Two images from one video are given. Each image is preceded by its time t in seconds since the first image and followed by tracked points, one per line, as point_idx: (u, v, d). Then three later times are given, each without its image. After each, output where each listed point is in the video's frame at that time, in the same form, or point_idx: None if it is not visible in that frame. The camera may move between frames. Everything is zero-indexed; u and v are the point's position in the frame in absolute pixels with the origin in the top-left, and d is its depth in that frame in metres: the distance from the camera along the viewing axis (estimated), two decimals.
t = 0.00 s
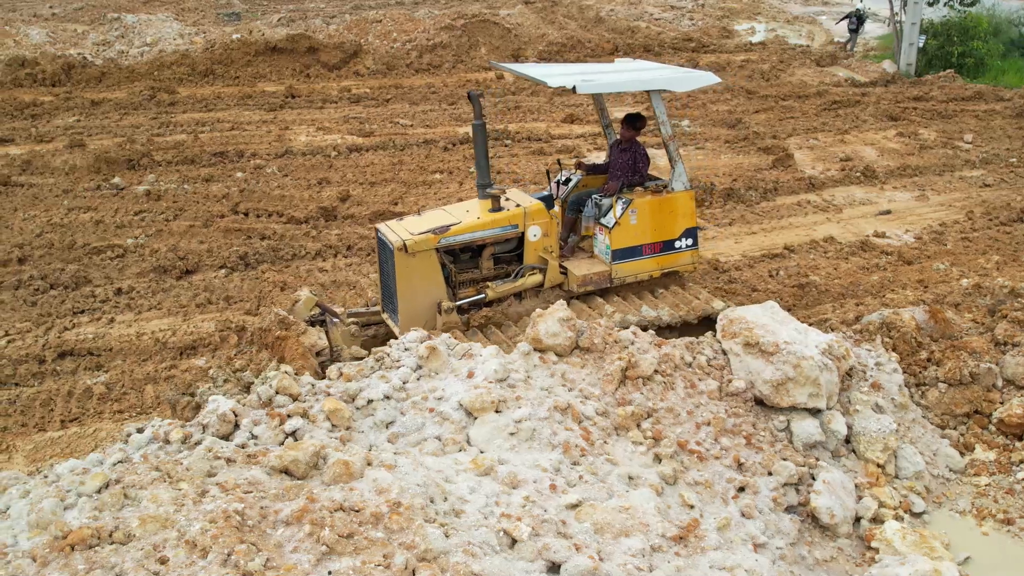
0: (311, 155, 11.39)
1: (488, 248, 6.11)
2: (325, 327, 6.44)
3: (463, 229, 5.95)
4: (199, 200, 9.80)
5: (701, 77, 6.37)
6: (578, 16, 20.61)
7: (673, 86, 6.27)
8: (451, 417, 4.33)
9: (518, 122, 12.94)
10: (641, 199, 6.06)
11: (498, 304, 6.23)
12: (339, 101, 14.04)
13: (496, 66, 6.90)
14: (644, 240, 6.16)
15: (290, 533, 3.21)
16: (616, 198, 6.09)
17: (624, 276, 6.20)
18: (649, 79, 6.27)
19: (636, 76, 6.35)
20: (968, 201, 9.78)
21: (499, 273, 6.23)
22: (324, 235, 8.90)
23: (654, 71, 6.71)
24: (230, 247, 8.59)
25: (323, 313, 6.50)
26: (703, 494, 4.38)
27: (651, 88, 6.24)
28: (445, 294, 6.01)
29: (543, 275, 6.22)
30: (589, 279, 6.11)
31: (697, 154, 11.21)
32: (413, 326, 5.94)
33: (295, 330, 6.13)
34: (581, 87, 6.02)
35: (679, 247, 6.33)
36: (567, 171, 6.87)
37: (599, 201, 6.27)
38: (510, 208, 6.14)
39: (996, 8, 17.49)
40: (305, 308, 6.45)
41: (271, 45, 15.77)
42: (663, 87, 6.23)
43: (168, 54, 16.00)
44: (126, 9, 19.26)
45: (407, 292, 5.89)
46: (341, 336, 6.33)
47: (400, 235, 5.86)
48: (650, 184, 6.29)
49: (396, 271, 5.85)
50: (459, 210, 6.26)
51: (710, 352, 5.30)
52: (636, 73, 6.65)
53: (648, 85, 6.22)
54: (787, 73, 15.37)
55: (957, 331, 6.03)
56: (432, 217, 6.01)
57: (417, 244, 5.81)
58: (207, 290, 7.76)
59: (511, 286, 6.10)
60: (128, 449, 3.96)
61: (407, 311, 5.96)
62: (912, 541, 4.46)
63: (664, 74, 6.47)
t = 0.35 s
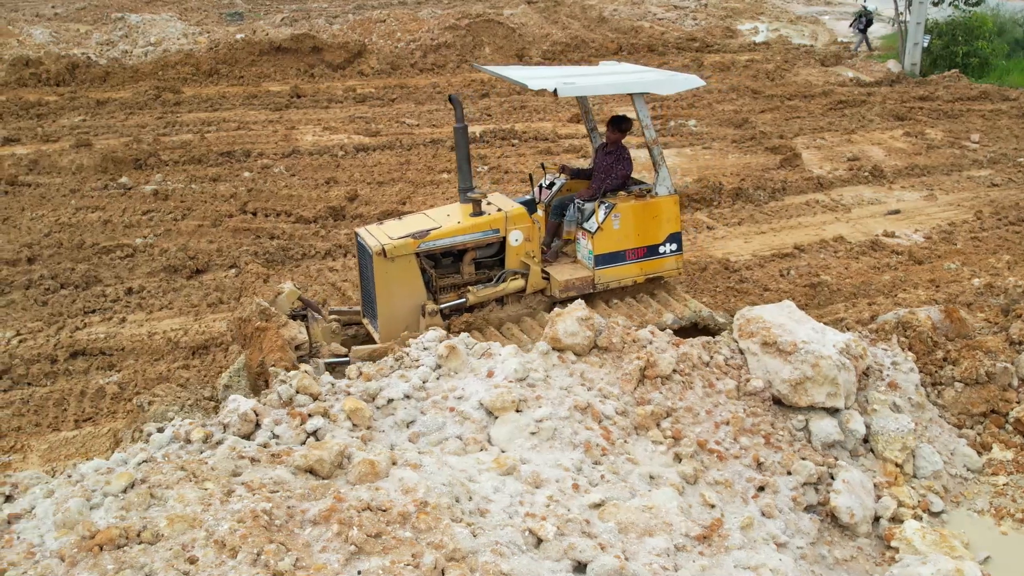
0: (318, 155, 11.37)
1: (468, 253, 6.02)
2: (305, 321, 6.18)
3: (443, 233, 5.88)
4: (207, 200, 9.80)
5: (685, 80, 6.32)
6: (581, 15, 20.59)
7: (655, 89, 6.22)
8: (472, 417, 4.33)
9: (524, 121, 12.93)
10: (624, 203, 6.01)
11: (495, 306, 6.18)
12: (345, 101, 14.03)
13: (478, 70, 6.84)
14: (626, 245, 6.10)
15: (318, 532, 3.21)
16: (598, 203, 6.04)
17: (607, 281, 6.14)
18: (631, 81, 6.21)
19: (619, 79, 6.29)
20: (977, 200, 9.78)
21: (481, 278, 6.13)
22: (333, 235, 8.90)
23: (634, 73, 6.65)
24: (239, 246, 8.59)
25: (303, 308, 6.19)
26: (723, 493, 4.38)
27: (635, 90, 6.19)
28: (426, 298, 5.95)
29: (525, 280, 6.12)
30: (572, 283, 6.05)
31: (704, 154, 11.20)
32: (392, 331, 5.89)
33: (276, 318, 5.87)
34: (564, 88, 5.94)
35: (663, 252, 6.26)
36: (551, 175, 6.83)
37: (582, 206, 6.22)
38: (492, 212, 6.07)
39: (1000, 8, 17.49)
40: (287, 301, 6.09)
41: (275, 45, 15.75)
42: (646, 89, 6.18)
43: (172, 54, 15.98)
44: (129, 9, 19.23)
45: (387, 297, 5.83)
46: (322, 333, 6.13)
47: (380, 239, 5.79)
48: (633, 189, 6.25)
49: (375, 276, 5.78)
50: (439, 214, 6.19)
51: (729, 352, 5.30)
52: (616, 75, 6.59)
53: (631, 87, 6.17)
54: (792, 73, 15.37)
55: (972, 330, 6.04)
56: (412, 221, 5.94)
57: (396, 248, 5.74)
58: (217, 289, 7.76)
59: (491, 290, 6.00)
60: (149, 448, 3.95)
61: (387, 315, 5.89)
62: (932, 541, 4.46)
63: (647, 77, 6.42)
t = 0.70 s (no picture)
0: (332, 154, 11.38)
1: (464, 257, 5.98)
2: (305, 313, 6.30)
3: (439, 236, 5.83)
4: (222, 199, 9.82)
5: (683, 80, 6.22)
6: (592, 15, 20.55)
7: (652, 91, 6.12)
8: (499, 416, 4.32)
9: (537, 121, 12.92)
10: (620, 206, 5.89)
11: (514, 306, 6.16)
12: (358, 100, 14.03)
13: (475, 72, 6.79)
14: (623, 249, 5.97)
15: (353, 531, 3.21)
16: (595, 206, 5.92)
17: (604, 285, 6.02)
18: (627, 83, 6.12)
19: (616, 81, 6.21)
20: (994, 201, 9.74)
21: (477, 281, 6.08)
22: (349, 234, 8.92)
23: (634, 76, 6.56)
24: (255, 245, 8.60)
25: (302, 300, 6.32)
26: (750, 494, 4.36)
27: (631, 93, 6.10)
28: (422, 302, 5.92)
29: (522, 284, 6.05)
30: (568, 288, 5.89)
31: (719, 154, 11.17)
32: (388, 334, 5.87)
33: (273, 308, 5.96)
34: (558, 92, 5.87)
35: (661, 256, 6.14)
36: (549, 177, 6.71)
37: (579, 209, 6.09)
38: (488, 216, 6.01)
39: (1014, 8, 17.42)
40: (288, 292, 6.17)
41: (287, 44, 15.75)
42: (643, 91, 6.09)
43: (185, 53, 15.99)
44: (141, 9, 19.25)
45: (382, 300, 5.80)
46: (318, 326, 6.20)
47: (375, 242, 5.76)
48: (631, 193, 6.13)
49: (370, 279, 5.75)
50: (436, 216, 6.14)
51: (754, 352, 5.30)
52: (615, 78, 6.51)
53: (628, 89, 6.08)
54: (805, 73, 15.33)
55: (995, 331, 6.02)
56: (408, 224, 5.91)
57: (391, 252, 5.70)
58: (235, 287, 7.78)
59: (488, 294, 5.96)
60: (176, 445, 3.94)
61: (382, 318, 5.87)
62: (960, 542, 4.42)
63: (645, 78, 6.33)
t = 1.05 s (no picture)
0: (354, 153, 11.41)
1: (486, 257, 5.93)
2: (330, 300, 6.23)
3: (462, 237, 5.80)
4: (246, 197, 9.88)
5: (706, 81, 6.16)
6: (611, 15, 20.51)
7: (677, 91, 6.06)
8: (533, 416, 4.33)
9: (558, 121, 12.91)
10: (643, 207, 5.83)
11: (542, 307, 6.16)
12: (378, 100, 14.07)
13: (496, 72, 6.76)
14: (646, 250, 5.91)
15: (394, 529, 3.22)
16: (618, 207, 5.87)
17: (626, 287, 5.96)
18: (651, 84, 6.07)
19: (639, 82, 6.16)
20: (1021, 203, 9.67)
21: (499, 282, 6.05)
22: (372, 233, 8.96)
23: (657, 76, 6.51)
24: (279, 243, 8.64)
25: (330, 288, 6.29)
26: (783, 496, 4.34)
27: (654, 94, 6.05)
28: (444, 302, 5.88)
29: (544, 285, 6.01)
30: (590, 289, 5.84)
31: (740, 154, 11.13)
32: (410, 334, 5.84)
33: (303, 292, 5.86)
34: (582, 92, 5.81)
35: (684, 258, 6.07)
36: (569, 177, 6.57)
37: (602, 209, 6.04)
38: (510, 216, 5.96)
39: None
40: (316, 279, 6.10)
41: (308, 44, 15.82)
42: (666, 92, 6.03)
43: (206, 52, 16.06)
44: (161, 8, 19.36)
45: (404, 301, 5.78)
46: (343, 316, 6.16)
47: (397, 242, 5.73)
48: (654, 194, 6.06)
49: (392, 280, 5.73)
50: (458, 217, 6.11)
51: (785, 353, 5.30)
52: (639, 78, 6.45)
53: (651, 90, 6.03)
54: (826, 73, 15.26)
55: None
56: (430, 225, 5.88)
57: (413, 252, 5.68)
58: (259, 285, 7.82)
59: (510, 294, 5.92)
60: (212, 442, 3.95)
61: (404, 319, 5.84)
62: (996, 545, 4.35)
63: (668, 79, 6.28)
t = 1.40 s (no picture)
0: (367, 152, 11.43)
1: (508, 257, 5.95)
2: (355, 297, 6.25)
3: (484, 236, 5.80)
4: (261, 196, 9.89)
5: (729, 81, 6.16)
6: (621, 15, 20.49)
7: (699, 91, 6.06)
8: (559, 416, 4.33)
9: (571, 121, 12.91)
10: (667, 207, 5.81)
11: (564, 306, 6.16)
12: (391, 99, 14.08)
13: (516, 70, 6.74)
14: (669, 250, 5.90)
15: (428, 529, 3.22)
16: (641, 206, 5.86)
17: (649, 287, 5.95)
18: (674, 83, 6.06)
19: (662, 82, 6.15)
20: None
21: (521, 282, 6.06)
22: (388, 233, 8.97)
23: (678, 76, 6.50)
24: (295, 242, 8.66)
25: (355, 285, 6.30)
26: (810, 496, 4.33)
27: (678, 93, 6.04)
28: (466, 301, 5.89)
29: (566, 285, 6.00)
30: (613, 289, 5.85)
31: (754, 155, 11.12)
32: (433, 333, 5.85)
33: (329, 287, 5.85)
34: (606, 92, 5.81)
35: (706, 258, 6.07)
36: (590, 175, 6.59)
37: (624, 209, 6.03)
38: (533, 216, 5.97)
39: None
40: (341, 275, 6.14)
41: (319, 44, 15.83)
42: (689, 93, 6.02)
43: (217, 51, 16.09)
44: (172, 8, 19.39)
45: (427, 300, 5.78)
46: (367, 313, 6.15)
47: (420, 242, 5.73)
48: (677, 194, 6.05)
49: (415, 279, 5.72)
50: (480, 216, 6.10)
51: (809, 353, 5.29)
52: (659, 77, 6.43)
53: (674, 90, 6.03)
54: (838, 74, 15.23)
55: None
56: (452, 224, 5.88)
57: (436, 251, 5.67)
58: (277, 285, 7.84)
59: (532, 293, 5.91)
60: (239, 441, 3.94)
61: (427, 318, 5.84)
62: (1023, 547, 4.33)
63: (690, 79, 6.27)
